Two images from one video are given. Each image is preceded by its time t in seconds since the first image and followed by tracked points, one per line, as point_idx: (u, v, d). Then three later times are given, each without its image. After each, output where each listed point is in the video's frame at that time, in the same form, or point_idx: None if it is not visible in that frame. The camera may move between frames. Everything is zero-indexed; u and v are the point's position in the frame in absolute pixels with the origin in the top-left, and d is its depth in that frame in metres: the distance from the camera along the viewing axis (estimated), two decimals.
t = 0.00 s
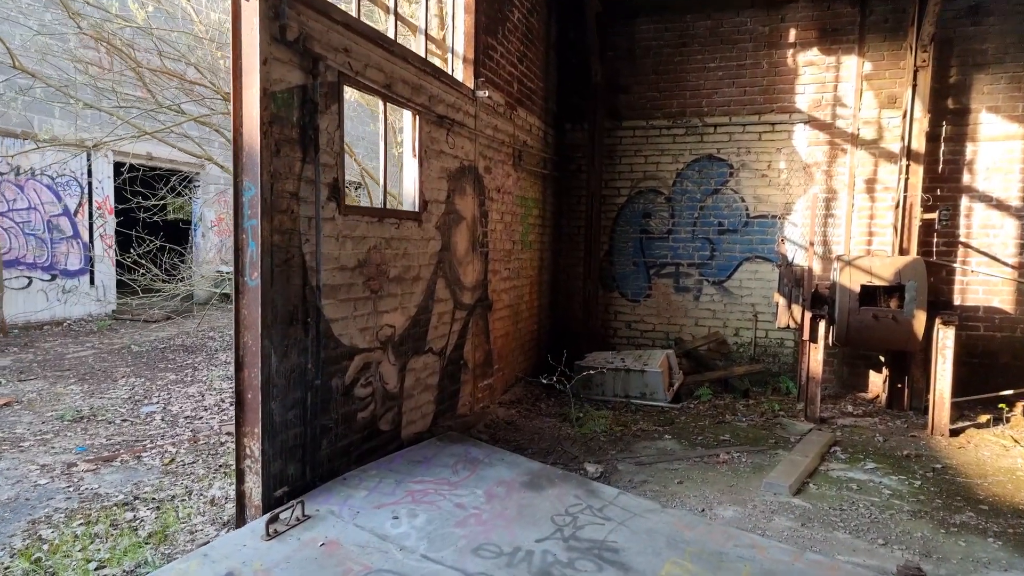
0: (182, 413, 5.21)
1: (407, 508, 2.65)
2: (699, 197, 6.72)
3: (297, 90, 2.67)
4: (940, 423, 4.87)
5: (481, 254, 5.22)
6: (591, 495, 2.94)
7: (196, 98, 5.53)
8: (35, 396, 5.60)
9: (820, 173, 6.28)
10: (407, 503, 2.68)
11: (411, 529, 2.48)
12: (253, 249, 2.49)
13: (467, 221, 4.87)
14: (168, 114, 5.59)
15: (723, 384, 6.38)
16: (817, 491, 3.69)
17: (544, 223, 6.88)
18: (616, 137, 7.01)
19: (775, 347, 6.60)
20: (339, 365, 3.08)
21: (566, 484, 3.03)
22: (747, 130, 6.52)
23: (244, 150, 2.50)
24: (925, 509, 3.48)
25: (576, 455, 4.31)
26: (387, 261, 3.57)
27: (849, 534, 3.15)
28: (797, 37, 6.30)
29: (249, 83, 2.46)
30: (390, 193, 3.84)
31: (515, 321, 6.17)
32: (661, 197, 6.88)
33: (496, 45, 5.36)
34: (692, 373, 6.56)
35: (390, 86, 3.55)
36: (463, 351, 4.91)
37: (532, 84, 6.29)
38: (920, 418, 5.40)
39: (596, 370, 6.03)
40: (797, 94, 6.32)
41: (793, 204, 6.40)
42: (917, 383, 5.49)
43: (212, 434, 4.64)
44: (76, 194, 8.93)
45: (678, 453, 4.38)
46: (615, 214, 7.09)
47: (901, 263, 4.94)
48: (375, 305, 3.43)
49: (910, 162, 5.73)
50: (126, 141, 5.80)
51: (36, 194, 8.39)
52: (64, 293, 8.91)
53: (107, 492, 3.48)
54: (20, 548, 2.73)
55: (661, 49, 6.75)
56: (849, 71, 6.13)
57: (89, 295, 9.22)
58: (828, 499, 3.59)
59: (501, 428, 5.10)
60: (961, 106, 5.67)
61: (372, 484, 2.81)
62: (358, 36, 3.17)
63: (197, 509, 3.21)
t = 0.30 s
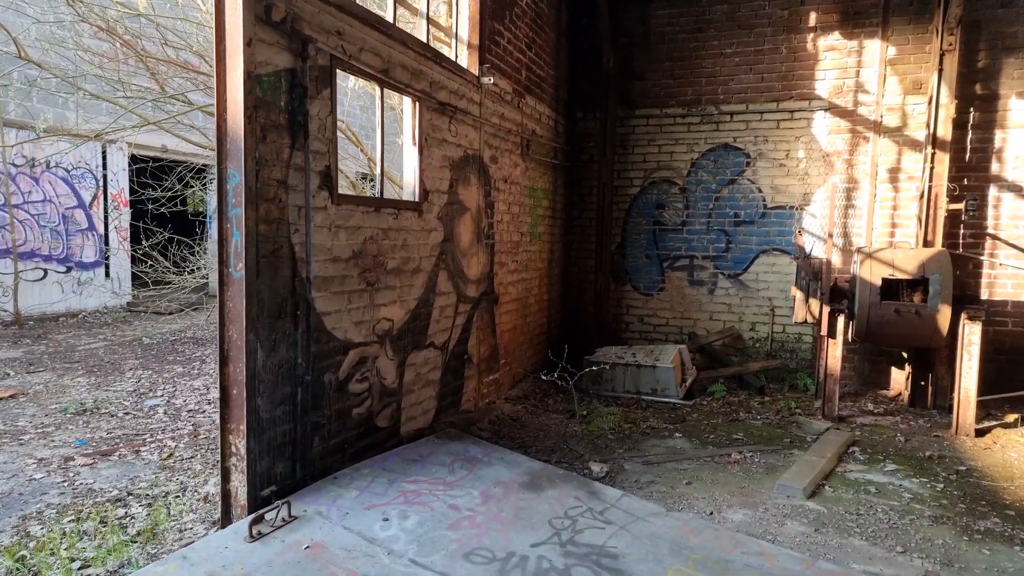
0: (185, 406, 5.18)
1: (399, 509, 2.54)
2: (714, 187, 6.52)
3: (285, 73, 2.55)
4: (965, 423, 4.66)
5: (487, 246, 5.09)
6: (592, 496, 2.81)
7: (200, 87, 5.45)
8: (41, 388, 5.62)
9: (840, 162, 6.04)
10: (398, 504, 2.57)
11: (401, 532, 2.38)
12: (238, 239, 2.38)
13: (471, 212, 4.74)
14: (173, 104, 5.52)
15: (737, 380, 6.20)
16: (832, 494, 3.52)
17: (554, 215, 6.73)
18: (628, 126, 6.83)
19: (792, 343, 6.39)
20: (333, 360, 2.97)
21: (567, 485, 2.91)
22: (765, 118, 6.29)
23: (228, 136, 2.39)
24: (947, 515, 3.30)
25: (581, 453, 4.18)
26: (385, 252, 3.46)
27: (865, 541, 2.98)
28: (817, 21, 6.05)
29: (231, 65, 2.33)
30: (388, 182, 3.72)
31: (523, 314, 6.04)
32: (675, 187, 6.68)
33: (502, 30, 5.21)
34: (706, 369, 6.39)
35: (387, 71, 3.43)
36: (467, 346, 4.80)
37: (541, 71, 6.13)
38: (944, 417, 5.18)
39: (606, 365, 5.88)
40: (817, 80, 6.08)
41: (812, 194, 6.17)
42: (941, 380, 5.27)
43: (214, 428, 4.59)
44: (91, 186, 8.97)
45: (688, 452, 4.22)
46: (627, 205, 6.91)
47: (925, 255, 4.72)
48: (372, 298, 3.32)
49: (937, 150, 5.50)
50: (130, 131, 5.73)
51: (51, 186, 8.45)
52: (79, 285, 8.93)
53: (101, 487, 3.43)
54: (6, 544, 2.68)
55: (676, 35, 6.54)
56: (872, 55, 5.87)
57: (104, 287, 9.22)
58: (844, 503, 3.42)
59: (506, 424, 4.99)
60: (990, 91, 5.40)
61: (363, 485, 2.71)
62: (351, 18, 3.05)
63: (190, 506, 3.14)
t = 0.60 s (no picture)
0: (199, 403, 5.21)
1: (396, 514, 2.47)
2: (737, 181, 6.32)
3: (280, 66, 2.48)
4: (1001, 428, 4.42)
5: (499, 242, 4.99)
6: (599, 503, 2.70)
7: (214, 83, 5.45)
8: (62, 383, 5.72)
9: (870, 154, 5.80)
10: (396, 509, 2.50)
11: (397, 538, 2.30)
12: (230, 237, 2.32)
13: (482, 208, 4.65)
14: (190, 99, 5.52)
15: (760, 380, 6.00)
16: (855, 502, 3.35)
17: (571, 210, 6.60)
18: (648, 119, 6.66)
19: (818, 342, 6.17)
20: (333, 359, 2.91)
21: (573, 490, 2.80)
22: (790, 109, 6.07)
23: (220, 130, 2.33)
24: (977, 526, 3.11)
25: (593, 456, 4.06)
26: (389, 249, 3.39)
27: (888, 554, 2.82)
28: (846, 7, 5.80)
29: (223, 57, 2.27)
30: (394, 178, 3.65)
31: (538, 311, 5.94)
32: (697, 181, 6.50)
33: (515, 22, 5.09)
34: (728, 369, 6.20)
35: (391, 63, 3.36)
36: (478, 344, 4.71)
37: (557, 63, 6.00)
38: (979, 421, 4.93)
39: (622, 364, 5.74)
40: (846, 69, 5.84)
41: (839, 188, 5.94)
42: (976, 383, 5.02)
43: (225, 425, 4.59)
44: (118, 183, 9.03)
45: (705, 456, 4.08)
46: (647, 200, 6.74)
47: (959, 252, 4.48)
48: (375, 296, 3.26)
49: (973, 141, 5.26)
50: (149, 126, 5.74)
51: (79, 183, 8.54)
52: (106, 280, 9.02)
53: (109, 484, 3.43)
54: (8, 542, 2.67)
55: (698, 24, 6.35)
56: (904, 43, 5.61)
57: (131, 283, 9.31)
58: (868, 512, 3.24)
59: (518, 424, 4.89)
60: None
61: (362, 487, 2.65)
62: (352, 8, 2.98)
63: (193, 505, 3.11)
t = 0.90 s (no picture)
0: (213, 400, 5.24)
1: (390, 519, 2.40)
2: (761, 177, 6.12)
3: (274, 60, 2.43)
4: None
5: (511, 240, 4.91)
6: (602, 510, 2.60)
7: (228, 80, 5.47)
8: (82, 378, 5.82)
9: (901, 149, 5.55)
10: (390, 513, 2.44)
11: (388, 544, 2.24)
12: (222, 234, 2.28)
13: (493, 205, 4.57)
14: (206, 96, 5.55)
15: (783, 383, 5.80)
16: (875, 513, 3.18)
17: (589, 207, 6.47)
18: (668, 114, 6.50)
19: (845, 344, 5.95)
20: (332, 359, 2.86)
21: (575, 497, 2.70)
22: (816, 103, 5.85)
23: (211, 126, 2.29)
24: (1007, 541, 2.92)
25: (603, 459, 3.95)
26: (393, 247, 3.33)
27: (908, 570, 2.66)
28: None
29: (214, 51, 2.23)
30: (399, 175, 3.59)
31: (553, 310, 5.84)
32: (719, 177, 6.31)
33: (528, 15, 4.99)
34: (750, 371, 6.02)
35: (395, 57, 3.29)
36: (489, 343, 4.63)
37: (575, 57, 5.87)
38: (1015, 428, 4.68)
39: (639, 365, 5.61)
40: (875, 60, 5.60)
41: (868, 184, 5.70)
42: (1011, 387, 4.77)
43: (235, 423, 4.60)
44: (147, 182, 9.15)
45: (720, 461, 3.93)
46: (667, 196, 6.58)
47: (994, 249, 4.24)
48: (377, 295, 3.20)
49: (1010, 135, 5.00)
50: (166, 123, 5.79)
51: (109, 181, 8.67)
52: (136, 278, 9.10)
53: (115, 481, 3.44)
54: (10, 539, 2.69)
55: (721, 16, 6.17)
56: (937, 32, 5.37)
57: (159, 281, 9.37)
58: (889, 524, 3.07)
59: (528, 425, 4.80)
60: None
61: (358, 491, 2.59)
62: (352, 1, 2.92)
63: (194, 505, 3.10)
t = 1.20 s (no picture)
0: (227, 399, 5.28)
1: (388, 525, 2.37)
2: (783, 176, 5.96)
3: (273, 60, 2.41)
4: None
5: (523, 241, 4.84)
6: (606, 518, 2.52)
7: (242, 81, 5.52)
8: (103, 376, 5.91)
9: (929, 146, 5.35)
10: (388, 519, 2.40)
11: (384, 551, 2.20)
12: (219, 235, 2.27)
13: (504, 205, 4.51)
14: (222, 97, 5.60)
15: (805, 387, 5.64)
16: (895, 525, 3.05)
17: (605, 207, 6.37)
18: (687, 111, 6.37)
19: (870, 347, 5.76)
20: (334, 361, 2.84)
21: (579, 504, 2.63)
22: (840, 99, 5.67)
23: (208, 126, 2.28)
24: None
25: (614, 464, 3.87)
26: (398, 248, 3.30)
27: None
28: None
29: (211, 51, 2.21)
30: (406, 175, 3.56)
31: (567, 312, 5.76)
32: (739, 176, 6.16)
33: (541, 12, 4.92)
34: (771, 374, 5.86)
35: (401, 56, 3.26)
36: (499, 345, 4.58)
37: (590, 55, 5.78)
38: None
39: (655, 368, 5.49)
40: (902, 55, 5.41)
41: (894, 182, 5.51)
42: None
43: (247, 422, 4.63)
44: (172, 181, 9.23)
45: (735, 468, 3.82)
46: (686, 196, 6.45)
47: None
48: (382, 296, 3.17)
49: None
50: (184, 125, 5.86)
51: (136, 182, 8.78)
52: (161, 277, 9.21)
53: (125, 480, 3.47)
54: (18, 537, 2.71)
55: (742, 11, 6.02)
56: (967, 25, 5.17)
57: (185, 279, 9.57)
58: (910, 537, 2.93)
59: (540, 428, 4.73)
60: None
61: (357, 495, 2.56)
62: (355, 0, 2.89)
63: (200, 505, 3.10)
